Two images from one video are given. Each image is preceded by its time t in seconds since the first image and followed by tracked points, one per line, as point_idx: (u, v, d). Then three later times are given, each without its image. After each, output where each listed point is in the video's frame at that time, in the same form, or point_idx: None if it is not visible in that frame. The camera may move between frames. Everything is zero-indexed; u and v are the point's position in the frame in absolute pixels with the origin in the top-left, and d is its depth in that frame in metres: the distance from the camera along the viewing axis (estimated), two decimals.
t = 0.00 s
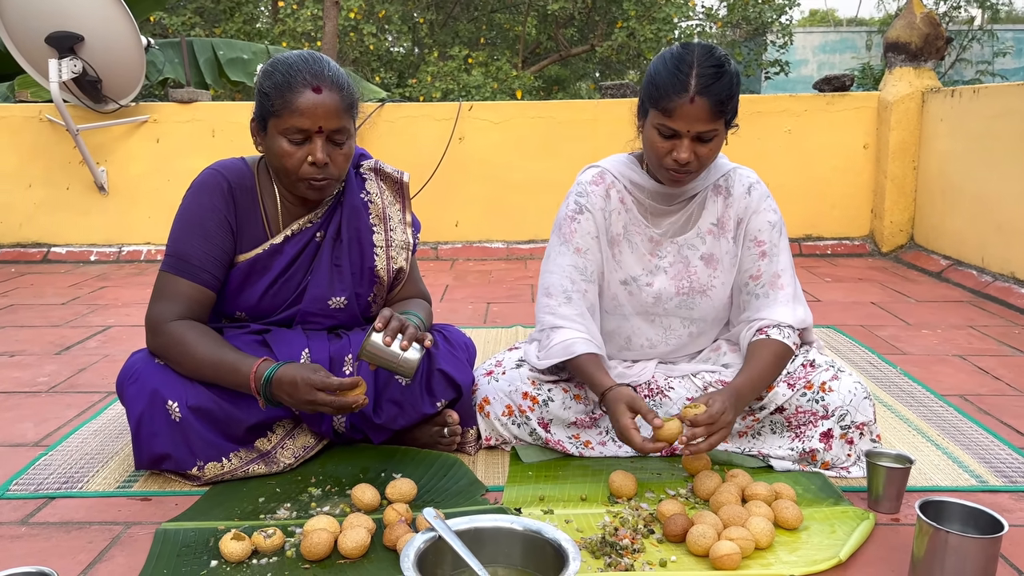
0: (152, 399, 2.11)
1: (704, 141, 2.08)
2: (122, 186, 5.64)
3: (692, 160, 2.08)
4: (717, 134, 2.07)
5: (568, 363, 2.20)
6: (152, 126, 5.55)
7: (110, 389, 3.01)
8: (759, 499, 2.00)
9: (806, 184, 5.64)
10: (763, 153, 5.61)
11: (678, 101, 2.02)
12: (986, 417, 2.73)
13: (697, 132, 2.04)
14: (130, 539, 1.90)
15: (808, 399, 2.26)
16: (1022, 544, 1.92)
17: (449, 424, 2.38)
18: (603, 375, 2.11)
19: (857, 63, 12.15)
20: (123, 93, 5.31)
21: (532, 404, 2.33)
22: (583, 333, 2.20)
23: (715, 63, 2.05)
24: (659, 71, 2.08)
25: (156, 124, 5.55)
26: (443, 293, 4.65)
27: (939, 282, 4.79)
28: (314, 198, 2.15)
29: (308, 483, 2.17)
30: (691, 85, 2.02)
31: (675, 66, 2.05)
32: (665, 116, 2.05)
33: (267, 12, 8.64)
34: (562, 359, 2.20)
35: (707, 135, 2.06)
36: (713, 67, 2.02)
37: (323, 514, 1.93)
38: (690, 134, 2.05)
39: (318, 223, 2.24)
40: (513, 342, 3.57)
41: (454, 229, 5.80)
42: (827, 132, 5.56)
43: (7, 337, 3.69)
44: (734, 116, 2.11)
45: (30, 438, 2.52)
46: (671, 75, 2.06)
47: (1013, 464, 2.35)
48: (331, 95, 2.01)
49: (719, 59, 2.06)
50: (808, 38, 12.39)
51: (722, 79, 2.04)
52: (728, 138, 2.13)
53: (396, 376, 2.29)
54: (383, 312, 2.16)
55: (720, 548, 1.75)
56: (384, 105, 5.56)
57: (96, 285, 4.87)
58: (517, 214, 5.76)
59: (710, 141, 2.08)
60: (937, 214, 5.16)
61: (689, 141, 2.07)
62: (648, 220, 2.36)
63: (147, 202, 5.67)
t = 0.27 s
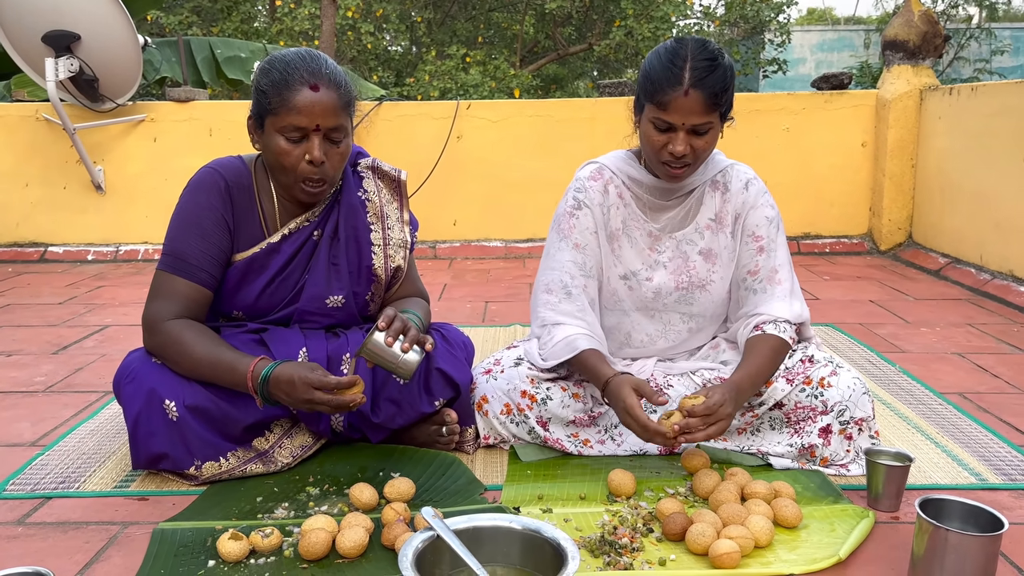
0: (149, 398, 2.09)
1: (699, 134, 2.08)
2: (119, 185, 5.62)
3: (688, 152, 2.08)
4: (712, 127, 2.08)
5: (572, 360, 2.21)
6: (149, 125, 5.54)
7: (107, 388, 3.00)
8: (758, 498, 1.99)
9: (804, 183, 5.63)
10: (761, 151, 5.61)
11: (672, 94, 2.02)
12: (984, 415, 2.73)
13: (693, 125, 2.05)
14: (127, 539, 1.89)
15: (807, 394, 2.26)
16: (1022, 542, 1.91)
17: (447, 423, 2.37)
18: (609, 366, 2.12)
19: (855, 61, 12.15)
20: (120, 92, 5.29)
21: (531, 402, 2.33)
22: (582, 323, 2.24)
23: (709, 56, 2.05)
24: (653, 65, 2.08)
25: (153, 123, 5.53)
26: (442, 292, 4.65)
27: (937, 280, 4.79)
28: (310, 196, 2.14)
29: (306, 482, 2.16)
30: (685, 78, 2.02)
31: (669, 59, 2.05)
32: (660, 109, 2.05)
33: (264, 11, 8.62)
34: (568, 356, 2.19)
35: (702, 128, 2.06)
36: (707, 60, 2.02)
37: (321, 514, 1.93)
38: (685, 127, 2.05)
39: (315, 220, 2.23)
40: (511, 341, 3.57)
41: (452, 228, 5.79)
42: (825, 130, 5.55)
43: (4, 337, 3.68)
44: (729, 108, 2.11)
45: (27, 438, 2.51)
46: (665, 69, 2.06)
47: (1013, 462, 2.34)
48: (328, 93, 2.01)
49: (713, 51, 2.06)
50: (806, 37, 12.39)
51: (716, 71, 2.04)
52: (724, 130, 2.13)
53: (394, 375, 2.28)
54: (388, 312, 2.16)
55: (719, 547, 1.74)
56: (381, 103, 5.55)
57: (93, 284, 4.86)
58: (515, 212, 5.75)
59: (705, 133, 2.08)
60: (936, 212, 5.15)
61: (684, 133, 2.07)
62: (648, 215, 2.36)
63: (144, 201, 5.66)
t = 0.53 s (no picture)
0: (147, 400, 2.09)
1: (698, 132, 2.09)
2: (118, 187, 5.62)
3: (687, 150, 2.08)
4: (710, 125, 2.08)
5: (578, 352, 2.24)
6: (147, 127, 5.54)
7: (106, 390, 3.00)
8: (757, 498, 1.99)
9: (802, 183, 5.64)
10: (759, 151, 5.61)
11: (671, 92, 2.03)
12: (983, 414, 2.73)
13: (691, 123, 2.05)
14: (125, 541, 1.89)
15: (805, 393, 2.26)
16: (1021, 541, 1.91)
17: (446, 423, 2.37)
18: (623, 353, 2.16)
19: (853, 61, 12.16)
20: (118, 93, 5.29)
21: (529, 403, 2.33)
22: (584, 317, 2.27)
23: (706, 55, 2.06)
24: (651, 64, 2.09)
25: (151, 124, 5.53)
26: (440, 292, 4.65)
27: (935, 280, 4.79)
28: (312, 194, 2.14)
29: (305, 483, 2.16)
30: (684, 77, 2.03)
31: (667, 58, 2.06)
32: (658, 108, 2.05)
33: (262, 13, 8.62)
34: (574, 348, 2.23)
35: (700, 126, 2.07)
36: (705, 59, 2.03)
37: (320, 515, 1.93)
38: (683, 125, 2.05)
39: (313, 222, 2.23)
40: (510, 341, 3.57)
41: (451, 229, 5.79)
42: (823, 130, 5.56)
43: (2, 339, 3.68)
44: (727, 107, 2.12)
45: (25, 440, 2.51)
46: (663, 69, 2.07)
47: (1011, 461, 2.34)
48: (329, 93, 2.01)
49: (710, 50, 2.07)
50: (804, 36, 12.40)
51: (714, 70, 2.05)
52: (722, 128, 2.14)
53: (392, 377, 2.28)
54: (422, 317, 2.17)
55: (718, 547, 1.75)
56: (380, 104, 5.55)
57: (92, 286, 4.85)
58: (513, 213, 5.75)
59: (704, 131, 2.09)
60: (934, 212, 5.16)
61: (683, 131, 2.07)
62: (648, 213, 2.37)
63: (142, 203, 5.66)
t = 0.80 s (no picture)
0: (146, 403, 2.09)
1: (694, 134, 2.09)
2: (117, 190, 5.63)
3: (683, 152, 2.08)
4: (707, 126, 2.08)
5: (574, 359, 2.24)
6: (146, 130, 5.54)
7: (105, 394, 3.00)
8: (756, 499, 1.99)
9: (801, 183, 5.64)
10: (758, 152, 5.62)
11: (666, 96, 2.02)
12: (982, 414, 2.73)
13: (687, 125, 2.05)
14: (125, 545, 1.89)
15: (803, 393, 2.26)
16: (1020, 541, 1.92)
17: (445, 425, 2.36)
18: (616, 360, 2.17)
19: (852, 62, 12.17)
20: (117, 96, 5.29)
21: (528, 404, 2.33)
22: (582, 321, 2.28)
23: (701, 57, 2.05)
24: (646, 67, 2.09)
25: (150, 128, 5.54)
26: (440, 294, 4.65)
27: (935, 280, 4.79)
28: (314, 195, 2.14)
29: (304, 486, 2.16)
30: (678, 79, 2.02)
31: (662, 61, 2.06)
32: (654, 111, 2.05)
33: (261, 15, 8.63)
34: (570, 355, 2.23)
35: (697, 128, 2.07)
36: (699, 61, 2.03)
37: (319, 518, 1.93)
38: (680, 128, 2.06)
39: (313, 224, 2.23)
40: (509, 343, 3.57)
41: (450, 231, 5.79)
42: (822, 131, 5.56)
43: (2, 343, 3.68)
44: (723, 108, 2.11)
45: (24, 444, 2.51)
46: (657, 71, 2.07)
47: (1010, 461, 2.34)
48: (333, 91, 2.01)
49: (705, 53, 2.07)
50: (802, 37, 12.42)
51: (709, 72, 2.05)
52: (718, 130, 2.14)
53: (392, 379, 2.28)
54: (439, 327, 2.16)
55: (717, 549, 1.75)
56: (379, 106, 5.56)
57: (91, 289, 4.85)
58: (512, 215, 5.75)
59: (700, 133, 2.09)
60: (933, 212, 5.16)
61: (678, 134, 2.07)
62: (646, 214, 2.38)
63: (141, 206, 5.66)
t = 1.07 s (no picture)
0: (144, 409, 2.10)
1: (678, 140, 2.08)
2: (117, 194, 5.63)
3: (668, 159, 2.09)
4: (691, 132, 2.08)
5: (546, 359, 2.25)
6: (146, 134, 5.54)
7: (104, 398, 3.00)
8: (755, 502, 1.99)
9: (801, 185, 5.64)
10: (758, 153, 5.61)
11: (647, 104, 2.02)
12: (983, 416, 2.73)
13: (670, 133, 2.05)
14: (123, 549, 1.89)
15: (803, 401, 2.26)
16: (1020, 543, 1.91)
17: (444, 429, 2.36)
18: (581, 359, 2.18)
19: (852, 63, 12.17)
20: (116, 100, 5.29)
21: (527, 407, 2.34)
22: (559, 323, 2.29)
23: (682, 63, 2.05)
24: (628, 76, 2.09)
25: (150, 131, 5.54)
26: (439, 297, 4.65)
27: (935, 281, 4.79)
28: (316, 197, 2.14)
29: (303, 490, 2.16)
30: (659, 87, 2.02)
31: (643, 69, 2.06)
32: (637, 119, 2.06)
33: (261, 19, 8.64)
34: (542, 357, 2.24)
35: (681, 134, 2.07)
36: (680, 68, 2.03)
37: (318, 522, 1.92)
38: (664, 135, 2.05)
39: (311, 229, 2.23)
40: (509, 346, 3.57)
41: (450, 233, 5.79)
42: (821, 132, 5.56)
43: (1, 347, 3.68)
44: (707, 112, 2.11)
45: (23, 448, 2.51)
46: (639, 79, 2.07)
47: (1011, 463, 2.34)
48: (335, 93, 2.02)
49: (686, 58, 2.06)
50: (802, 38, 12.43)
51: (690, 78, 2.05)
52: (703, 135, 2.13)
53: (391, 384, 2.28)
54: (434, 346, 2.14)
55: (716, 552, 1.74)
56: (378, 109, 5.56)
57: (90, 293, 4.86)
58: (512, 217, 5.75)
59: (684, 139, 2.08)
60: (933, 213, 5.16)
61: (663, 141, 2.07)
62: (636, 220, 2.38)
63: (141, 209, 5.66)
